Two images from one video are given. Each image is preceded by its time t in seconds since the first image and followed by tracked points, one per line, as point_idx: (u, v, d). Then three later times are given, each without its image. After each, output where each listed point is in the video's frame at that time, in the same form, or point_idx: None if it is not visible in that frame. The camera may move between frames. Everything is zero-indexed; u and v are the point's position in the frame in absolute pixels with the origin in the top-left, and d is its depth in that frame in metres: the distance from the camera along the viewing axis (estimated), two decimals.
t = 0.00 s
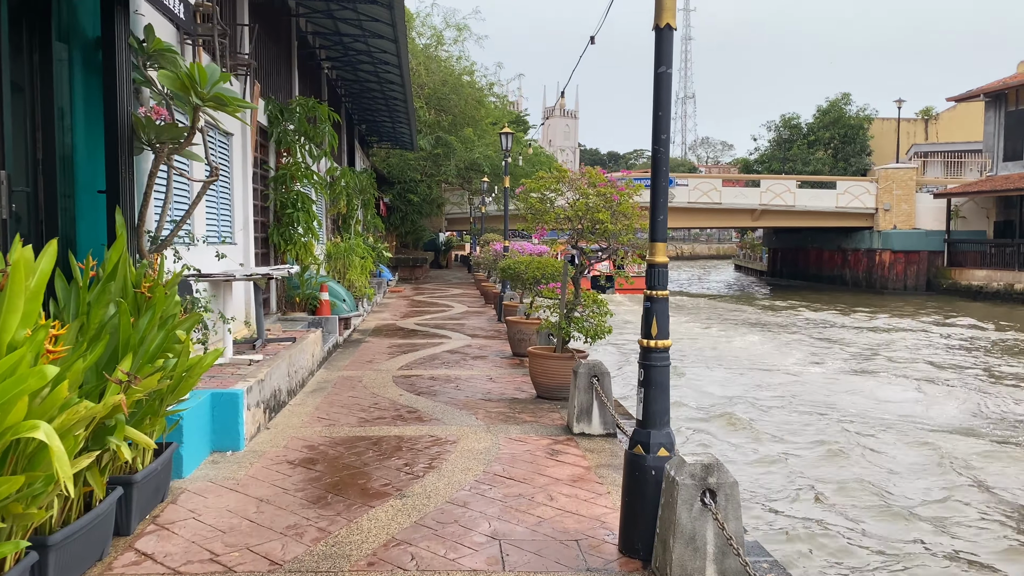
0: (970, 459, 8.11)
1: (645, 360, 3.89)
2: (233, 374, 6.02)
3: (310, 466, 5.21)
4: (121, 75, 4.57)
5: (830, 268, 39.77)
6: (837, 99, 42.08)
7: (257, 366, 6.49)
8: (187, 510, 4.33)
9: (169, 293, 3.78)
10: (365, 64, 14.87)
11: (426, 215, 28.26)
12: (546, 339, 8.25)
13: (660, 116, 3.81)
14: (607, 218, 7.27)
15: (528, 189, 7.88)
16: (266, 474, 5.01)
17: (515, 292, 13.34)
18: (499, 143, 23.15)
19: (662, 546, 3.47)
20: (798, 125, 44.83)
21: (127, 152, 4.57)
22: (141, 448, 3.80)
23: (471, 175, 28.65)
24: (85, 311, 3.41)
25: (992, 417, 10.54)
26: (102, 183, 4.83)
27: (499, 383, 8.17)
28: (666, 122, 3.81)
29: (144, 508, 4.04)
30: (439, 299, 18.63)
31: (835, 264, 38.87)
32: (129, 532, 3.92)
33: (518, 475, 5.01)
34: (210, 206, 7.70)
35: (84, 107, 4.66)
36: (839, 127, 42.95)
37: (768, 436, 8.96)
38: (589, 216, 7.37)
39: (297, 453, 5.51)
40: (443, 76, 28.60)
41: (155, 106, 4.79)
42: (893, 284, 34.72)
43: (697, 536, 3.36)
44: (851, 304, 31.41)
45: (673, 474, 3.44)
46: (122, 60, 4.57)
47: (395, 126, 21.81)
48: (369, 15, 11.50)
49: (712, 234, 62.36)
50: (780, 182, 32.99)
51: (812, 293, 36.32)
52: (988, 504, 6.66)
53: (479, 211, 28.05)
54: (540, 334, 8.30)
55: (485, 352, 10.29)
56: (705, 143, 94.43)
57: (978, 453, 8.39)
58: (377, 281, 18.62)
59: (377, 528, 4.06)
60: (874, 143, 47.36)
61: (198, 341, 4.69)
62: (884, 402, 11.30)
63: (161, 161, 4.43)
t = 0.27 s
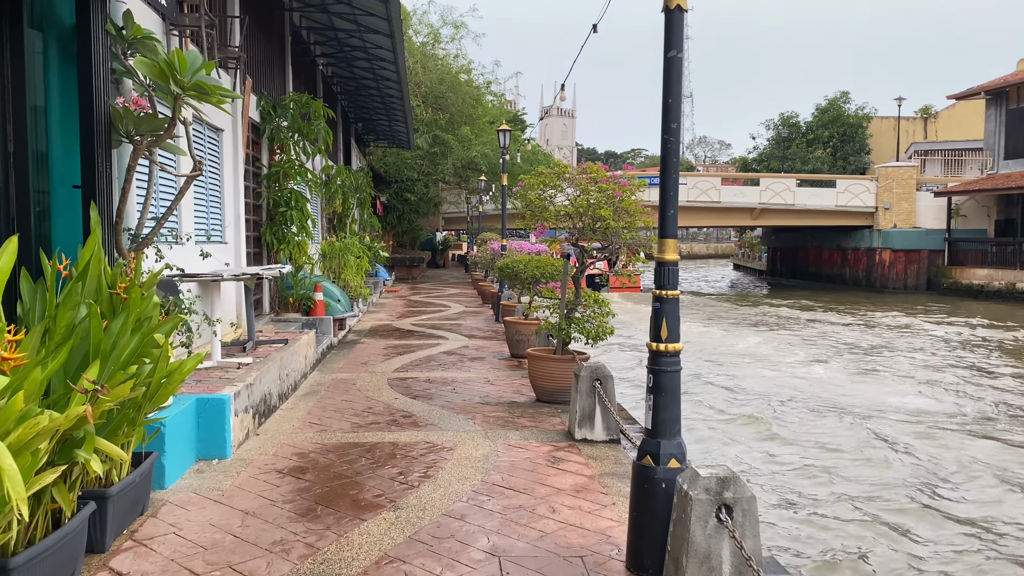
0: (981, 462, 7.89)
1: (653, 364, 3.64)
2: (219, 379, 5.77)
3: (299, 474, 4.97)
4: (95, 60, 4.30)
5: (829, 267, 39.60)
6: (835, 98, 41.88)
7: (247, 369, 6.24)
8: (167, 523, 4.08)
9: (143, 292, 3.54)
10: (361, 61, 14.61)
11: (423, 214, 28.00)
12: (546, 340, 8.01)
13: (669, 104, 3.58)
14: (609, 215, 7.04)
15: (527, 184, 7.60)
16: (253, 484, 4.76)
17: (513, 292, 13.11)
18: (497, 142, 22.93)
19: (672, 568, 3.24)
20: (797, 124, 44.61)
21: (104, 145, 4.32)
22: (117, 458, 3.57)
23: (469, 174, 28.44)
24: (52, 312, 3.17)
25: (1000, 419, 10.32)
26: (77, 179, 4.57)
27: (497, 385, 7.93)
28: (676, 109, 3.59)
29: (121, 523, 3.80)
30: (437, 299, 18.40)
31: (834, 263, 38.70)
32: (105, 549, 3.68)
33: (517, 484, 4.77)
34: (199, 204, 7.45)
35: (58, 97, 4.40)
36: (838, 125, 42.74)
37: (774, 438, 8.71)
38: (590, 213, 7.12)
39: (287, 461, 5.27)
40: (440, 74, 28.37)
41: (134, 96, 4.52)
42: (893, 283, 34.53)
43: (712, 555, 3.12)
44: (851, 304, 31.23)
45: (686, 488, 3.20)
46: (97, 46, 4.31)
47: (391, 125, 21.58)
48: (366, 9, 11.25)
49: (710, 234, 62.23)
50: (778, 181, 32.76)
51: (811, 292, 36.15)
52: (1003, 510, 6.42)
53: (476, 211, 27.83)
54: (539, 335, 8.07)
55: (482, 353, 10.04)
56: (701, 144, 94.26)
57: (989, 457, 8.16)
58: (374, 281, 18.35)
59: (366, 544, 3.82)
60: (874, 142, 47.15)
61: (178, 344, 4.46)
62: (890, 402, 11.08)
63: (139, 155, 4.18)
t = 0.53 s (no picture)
0: (996, 463, 7.66)
1: (666, 370, 3.40)
2: (208, 382, 5.53)
3: (291, 483, 4.74)
4: (71, 47, 4.05)
5: (830, 263, 39.36)
6: (836, 92, 41.60)
7: (237, 371, 6.00)
8: (150, 538, 3.86)
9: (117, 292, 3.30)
10: (357, 53, 14.32)
11: (422, 210, 27.75)
12: (547, 339, 7.76)
13: (683, 89, 3.36)
14: (613, 210, 6.78)
15: (527, 178, 7.32)
16: (242, 494, 4.52)
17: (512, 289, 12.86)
18: (496, 137, 22.66)
19: None
20: (797, 119, 44.29)
21: (79, 137, 4.07)
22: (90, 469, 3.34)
23: (467, 170, 28.11)
24: (17, 314, 2.93)
25: (1012, 417, 10.09)
26: (51, 172, 4.31)
27: (498, 386, 7.69)
28: (690, 95, 3.36)
29: (99, 538, 3.58)
30: (435, 296, 18.16)
31: (836, 259, 38.47)
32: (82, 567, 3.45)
33: (519, 494, 4.53)
34: (189, 200, 7.21)
35: (32, 86, 4.15)
36: (839, 120, 42.45)
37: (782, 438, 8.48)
38: (594, 208, 6.86)
39: (279, 468, 5.03)
40: (439, 69, 28.07)
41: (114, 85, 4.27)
42: (895, 279, 34.30)
43: None
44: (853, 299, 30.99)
45: (703, 506, 2.98)
46: (74, 32, 4.06)
47: (389, 120, 21.29)
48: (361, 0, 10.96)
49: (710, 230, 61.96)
50: (780, 176, 32.48)
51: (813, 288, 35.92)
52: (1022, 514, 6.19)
53: (475, 207, 27.55)
54: (541, 334, 7.83)
55: (482, 352, 9.81)
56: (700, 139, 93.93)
57: (1003, 457, 7.94)
58: (371, 278, 18.11)
59: (359, 562, 3.58)
60: (874, 136, 46.88)
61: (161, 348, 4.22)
62: (898, 400, 10.85)
63: (116, 148, 3.94)
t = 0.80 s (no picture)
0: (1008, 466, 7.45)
1: (678, 379, 3.17)
2: (194, 388, 5.29)
3: (279, 495, 4.49)
4: (43, 33, 3.79)
5: (828, 263, 39.21)
6: (833, 91, 41.42)
7: (225, 376, 5.75)
8: (127, 556, 3.62)
9: (87, 295, 3.06)
10: (351, 50, 14.05)
11: (417, 210, 27.50)
12: (547, 341, 7.52)
13: (698, 77, 3.12)
14: (616, 208, 6.54)
15: (526, 175, 7.10)
16: (226, 509, 4.26)
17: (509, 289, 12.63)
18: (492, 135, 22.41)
19: None
20: (793, 118, 44.06)
21: (51, 130, 3.82)
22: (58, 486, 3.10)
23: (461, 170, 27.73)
24: None
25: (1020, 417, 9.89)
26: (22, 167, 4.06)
27: (495, 390, 7.45)
28: (706, 82, 3.12)
29: (72, 559, 3.34)
30: (431, 296, 17.92)
31: (833, 259, 38.31)
32: None
33: (520, 506, 4.30)
34: (176, 199, 6.96)
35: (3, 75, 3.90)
36: (835, 120, 42.27)
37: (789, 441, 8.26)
38: (596, 206, 6.62)
39: (267, 479, 4.79)
40: (434, 67, 27.81)
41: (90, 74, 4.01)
42: (893, 278, 34.14)
43: None
44: (851, 299, 30.83)
45: (721, 526, 2.75)
46: (47, 18, 3.81)
47: (384, 118, 21.02)
48: None
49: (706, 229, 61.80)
50: (775, 175, 32.21)
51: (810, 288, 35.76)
52: None
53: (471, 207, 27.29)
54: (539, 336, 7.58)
55: (479, 354, 9.57)
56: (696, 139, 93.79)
57: (1015, 460, 7.72)
58: (366, 278, 17.84)
59: None
60: (871, 136, 46.71)
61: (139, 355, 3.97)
62: (903, 400, 10.64)
63: (91, 141, 3.69)
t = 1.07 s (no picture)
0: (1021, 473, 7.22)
1: (694, 396, 2.92)
2: (176, 399, 5.03)
3: (264, 513, 4.23)
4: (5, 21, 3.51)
5: (824, 264, 39.06)
6: (830, 92, 41.26)
7: (209, 385, 5.48)
8: None
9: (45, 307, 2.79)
10: (344, 47, 13.77)
11: (411, 210, 27.23)
12: (545, 346, 7.27)
13: (716, 66, 2.88)
14: (618, 209, 6.30)
15: (524, 175, 6.84)
16: (206, 530, 3.99)
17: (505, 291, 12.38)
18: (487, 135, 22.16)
19: None
20: (790, 119, 43.92)
21: (14, 125, 3.54)
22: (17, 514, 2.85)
23: (457, 169, 27.47)
24: None
25: None
26: None
27: (492, 397, 7.20)
28: (725, 73, 2.89)
29: None
30: (426, 298, 17.66)
31: (830, 260, 38.17)
32: None
33: (519, 526, 4.05)
34: (159, 199, 6.68)
35: None
36: (832, 120, 42.10)
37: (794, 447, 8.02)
38: (598, 207, 6.37)
39: (251, 495, 4.53)
40: (428, 66, 27.54)
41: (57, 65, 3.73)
42: (890, 280, 33.99)
43: None
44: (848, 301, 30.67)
45: (744, 560, 2.50)
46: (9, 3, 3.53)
47: (378, 117, 20.75)
48: None
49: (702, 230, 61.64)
50: (773, 176, 31.94)
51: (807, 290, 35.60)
52: None
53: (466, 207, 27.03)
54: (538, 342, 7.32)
55: (474, 359, 9.31)
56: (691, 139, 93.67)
57: None
58: (360, 279, 17.58)
59: None
60: (868, 136, 46.58)
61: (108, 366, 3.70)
62: (908, 404, 10.42)
63: (56, 137, 3.42)
